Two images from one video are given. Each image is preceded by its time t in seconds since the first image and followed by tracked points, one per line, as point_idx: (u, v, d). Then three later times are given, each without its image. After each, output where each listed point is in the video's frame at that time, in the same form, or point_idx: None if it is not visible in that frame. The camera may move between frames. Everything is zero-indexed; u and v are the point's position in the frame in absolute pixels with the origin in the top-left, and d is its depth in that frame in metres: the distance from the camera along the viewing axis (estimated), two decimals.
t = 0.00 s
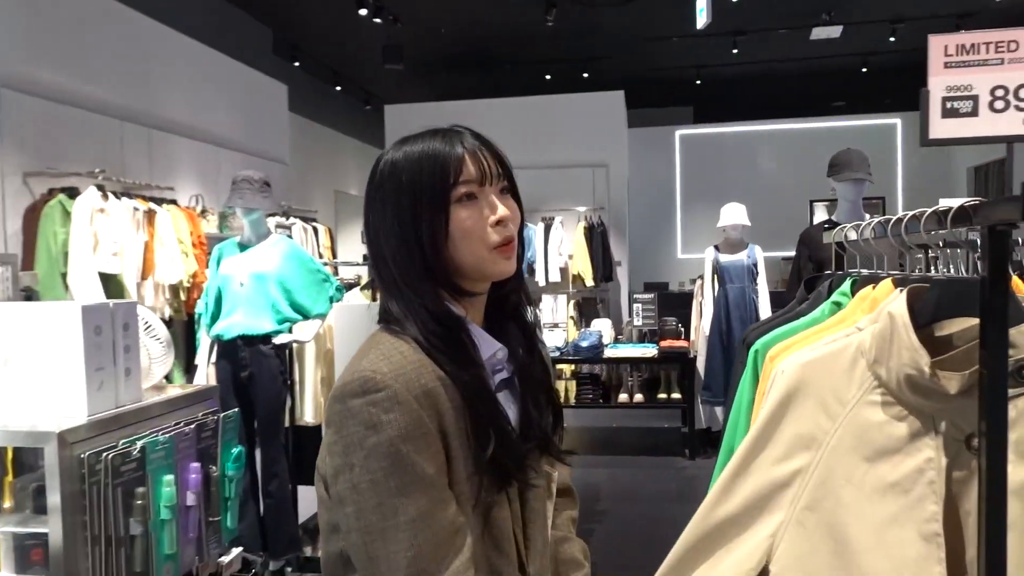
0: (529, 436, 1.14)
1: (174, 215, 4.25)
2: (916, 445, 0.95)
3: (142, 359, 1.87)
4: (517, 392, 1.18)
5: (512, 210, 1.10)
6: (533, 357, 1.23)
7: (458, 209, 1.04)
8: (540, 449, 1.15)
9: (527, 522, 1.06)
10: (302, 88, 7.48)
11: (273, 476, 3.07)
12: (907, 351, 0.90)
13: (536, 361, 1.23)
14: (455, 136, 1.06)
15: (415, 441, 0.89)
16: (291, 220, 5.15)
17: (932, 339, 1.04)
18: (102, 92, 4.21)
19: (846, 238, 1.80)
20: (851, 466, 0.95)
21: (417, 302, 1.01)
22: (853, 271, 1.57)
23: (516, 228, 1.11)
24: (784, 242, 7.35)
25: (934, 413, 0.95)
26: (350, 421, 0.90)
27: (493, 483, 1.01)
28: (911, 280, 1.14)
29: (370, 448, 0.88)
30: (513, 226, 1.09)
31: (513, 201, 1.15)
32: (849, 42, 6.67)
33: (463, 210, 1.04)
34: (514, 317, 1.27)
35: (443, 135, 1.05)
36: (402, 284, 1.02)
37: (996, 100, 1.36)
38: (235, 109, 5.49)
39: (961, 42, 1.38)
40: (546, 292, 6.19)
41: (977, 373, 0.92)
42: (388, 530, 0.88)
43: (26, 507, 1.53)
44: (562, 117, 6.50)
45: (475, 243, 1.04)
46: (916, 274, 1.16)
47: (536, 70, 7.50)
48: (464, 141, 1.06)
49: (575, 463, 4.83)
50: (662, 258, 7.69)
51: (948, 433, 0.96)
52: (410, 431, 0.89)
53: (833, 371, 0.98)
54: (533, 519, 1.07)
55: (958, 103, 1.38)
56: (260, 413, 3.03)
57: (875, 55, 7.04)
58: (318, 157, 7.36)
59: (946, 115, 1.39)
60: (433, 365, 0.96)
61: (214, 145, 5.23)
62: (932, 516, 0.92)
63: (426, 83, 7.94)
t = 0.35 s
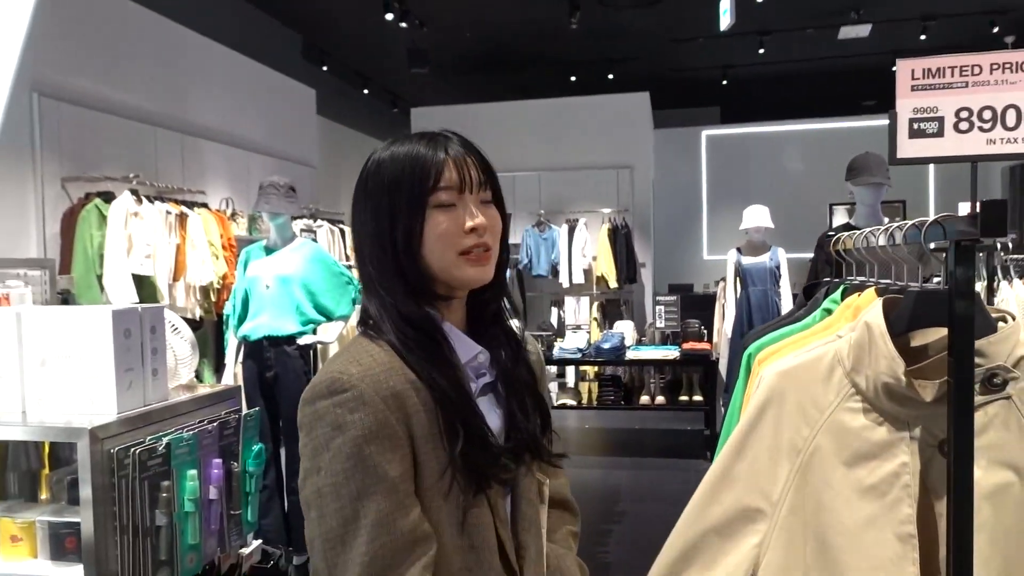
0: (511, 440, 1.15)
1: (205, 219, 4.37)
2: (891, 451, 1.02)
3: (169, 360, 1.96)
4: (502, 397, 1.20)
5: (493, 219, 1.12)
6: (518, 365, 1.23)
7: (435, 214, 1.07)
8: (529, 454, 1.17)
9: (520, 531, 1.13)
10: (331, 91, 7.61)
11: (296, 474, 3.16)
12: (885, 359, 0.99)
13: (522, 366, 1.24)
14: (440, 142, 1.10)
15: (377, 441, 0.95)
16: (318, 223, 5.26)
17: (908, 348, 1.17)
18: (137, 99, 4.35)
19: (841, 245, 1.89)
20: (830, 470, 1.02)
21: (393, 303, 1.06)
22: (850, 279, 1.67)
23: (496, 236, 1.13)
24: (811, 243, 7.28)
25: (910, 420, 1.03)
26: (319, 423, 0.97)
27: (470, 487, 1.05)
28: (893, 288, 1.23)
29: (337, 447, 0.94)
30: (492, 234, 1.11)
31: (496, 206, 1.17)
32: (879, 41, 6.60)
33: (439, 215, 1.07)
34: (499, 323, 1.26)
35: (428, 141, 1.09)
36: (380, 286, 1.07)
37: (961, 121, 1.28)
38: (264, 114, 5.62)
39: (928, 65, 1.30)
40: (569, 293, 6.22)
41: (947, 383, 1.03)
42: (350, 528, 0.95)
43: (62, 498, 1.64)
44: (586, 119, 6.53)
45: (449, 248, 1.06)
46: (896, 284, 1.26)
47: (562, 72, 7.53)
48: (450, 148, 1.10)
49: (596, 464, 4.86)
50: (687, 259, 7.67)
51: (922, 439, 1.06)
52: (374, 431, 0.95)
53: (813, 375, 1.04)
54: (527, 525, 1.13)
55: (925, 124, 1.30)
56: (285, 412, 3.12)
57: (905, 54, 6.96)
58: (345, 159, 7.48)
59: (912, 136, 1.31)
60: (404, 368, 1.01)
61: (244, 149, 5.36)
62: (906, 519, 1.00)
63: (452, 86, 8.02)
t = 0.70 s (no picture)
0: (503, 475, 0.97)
1: (233, 229, 4.43)
2: (921, 471, 1.01)
3: (194, 369, 1.98)
4: (494, 424, 1.03)
5: (475, 225, 0.97)
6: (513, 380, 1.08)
7: (408, 216, 0.92)
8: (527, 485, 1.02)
9: None
10: (358, 103, 7.69)
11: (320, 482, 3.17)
12: (913, 377, 0.96)
13: (518, 387, 1.07)
14: (418, 136, 0.96)
15: (324, 470, 0.82)
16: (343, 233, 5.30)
17: (939, 366, 1.15)
18: (167, 112, 4.43)
19: (868, 256, 1.86)
20: (859, 489, 1.01)
21: (358, 321, 0.93)
22: (876, 292, 1.64)
23: (479, 244, 0.97)
24: (841, 254, 7.17)
25: (940, 440, 1.01)
26: (270, 453, 0.86)
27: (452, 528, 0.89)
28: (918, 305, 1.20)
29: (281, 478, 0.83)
30: (474, 241, 0.96)
31: (481, 209, 1.02)
32: (909, 49, 6.50)
33: (412, 219, 0.92)
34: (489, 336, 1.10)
35: (405, 135, 0.96)
36: (345, 301, 0.94)
37: (988, 133, 1.16)
38: (292, 126, 5.69)
39: (952, 76, 1.18)
40: (593, 304, 6.20)
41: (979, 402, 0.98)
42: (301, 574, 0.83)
43: (87, 506, 1.67)
44: (611, 129, 6.51)
45: (422, 257, 0.91)
46: (924, 299, 1.23)
47: (587, 82, 7.53)
48: (428, 144, 0.96)
49: (620, 476, 4.82)
50: (713, 270, 7.60)
51: (954, 458, 1.03)
52: (321, 457, 0.83)
53: (838, 393, 1.02)
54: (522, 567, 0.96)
55: (949, 138, 1.18)
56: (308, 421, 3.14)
57: (937, 62, 6.84)
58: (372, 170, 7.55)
59: (935, 151, 1.18)
60: (366, 390, 0.89)
61: (272, 160, 5.44)
62: (937, 540, 0.99)
63: (478, 97, 8.05)
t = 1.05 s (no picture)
0: (498, 535, 0.93)
1: (251, 239, 4.44)
2: (967, 495, 1.03)
3: (209, 381, 1.97)
4: (484, 472, 0.99)
5: (465, 247, 0.92)
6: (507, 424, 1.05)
7: (389, 239, 0.87)
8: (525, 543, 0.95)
9: None
10: (376, 113, 7.73)
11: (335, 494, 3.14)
12: (959, 397, 0.98)
13: (510, 431, 1.04)
14: (398, 149, 0.91)
15: (292, 542, 0.75)
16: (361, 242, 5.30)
17: (982, 385, 1.14)
18: (187, 122, 4.46)
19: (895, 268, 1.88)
20: (898, 510, 1.03)
21: (331, 357, 0.86)
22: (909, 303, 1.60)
23: (470, 269, 0.92)
24: (862, 263, 7.07)
25: (985, 462, 1.03)
26: (220, 517, 0.77)
27: None
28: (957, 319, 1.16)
29: (241, 552, 0.75)
30: (465, 266, 0.91)
31: (469, 228, 0.98)
32: (932, 57, 6.41)
33: (394, 242, 0.87)
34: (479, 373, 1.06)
35: (385, 145, 0.91)
36: (318, 334, 0.87)
37: None
38: (310, 136, 5.71)
39: (998, 82, 1.51)
40: (611, 314, 6.15)
41: None
42: None
43: (99, 518, 1.68)
44: (628, 138, 6.47)
45: (405, 286, 0.86)
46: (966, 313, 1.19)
47: (605, 91, 7.50)
48: (408, 152, 0.91)
49: (639, 489, 4.75)
50: (732, 279, 7.52)
51: (1001, 483, 1.05)
52: (290, 525, 0.76)
53: (877, 412, 1.05)
54: None
55: (996, 141, 1.52)
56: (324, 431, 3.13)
57: (961, 69, 6.73)
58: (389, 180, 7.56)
59: (984, 152, 1.52)
60: (341, 444, 0.82)
61: (291, 170, 5.46)
62: (985, 568, 1.00)
63: (495, 107, 8.05)
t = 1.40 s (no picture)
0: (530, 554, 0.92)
1: (267, 244, 4.44)
2: None
3: (228, 388, 1.95)
4: (512, 488, 0.99)
5: (505, 241, 0.90)
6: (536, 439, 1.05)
7: (428, 225, 0.84)
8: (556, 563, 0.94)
9: None
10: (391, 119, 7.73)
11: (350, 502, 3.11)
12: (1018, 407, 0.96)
13: (540, 446, 1.05)
14: (437, 130, 0.88)
15: None
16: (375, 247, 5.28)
17: None
18: (203, 128, 4.47)
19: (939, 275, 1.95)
20: (957, 527, 1.02)
21: (360, 354, 0.82)
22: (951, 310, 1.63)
23: (508, 265, 0.90)
24: (881, 267, 6.97)
25: None
26: (236, 547, 0.71)
27: None
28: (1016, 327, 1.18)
29: None
30: (504, 262, 0.89)
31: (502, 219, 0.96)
32: (952, 58, 6.32)
33: (434, 231, 0.84)
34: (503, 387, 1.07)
35: (423, 125, 0.88)
36: (345, 326, 0.83)
37: None
38: (324, 141, 5.71)
39: None
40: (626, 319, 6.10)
41: None
42: None
43: (118, 528, 1.66)
44: (643, 142, 6.42)
45: (445, 279, 0.83)
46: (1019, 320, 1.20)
47: (619, 95, 7.45)
48: (448, 135, 0.89)
49: (656, 496, 4.69)
50: (748, 284, 7.44)
51: None
52: (324, 564, 0.71)
53: (933, 422, 1.05)
54: None
55: None
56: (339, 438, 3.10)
57: (981, 71, 6.63)
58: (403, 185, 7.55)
59: None
60: (373, 463, 0.78)
61: (306, 175, 5.45)
62: None
63: (509, 111, 8.02)
